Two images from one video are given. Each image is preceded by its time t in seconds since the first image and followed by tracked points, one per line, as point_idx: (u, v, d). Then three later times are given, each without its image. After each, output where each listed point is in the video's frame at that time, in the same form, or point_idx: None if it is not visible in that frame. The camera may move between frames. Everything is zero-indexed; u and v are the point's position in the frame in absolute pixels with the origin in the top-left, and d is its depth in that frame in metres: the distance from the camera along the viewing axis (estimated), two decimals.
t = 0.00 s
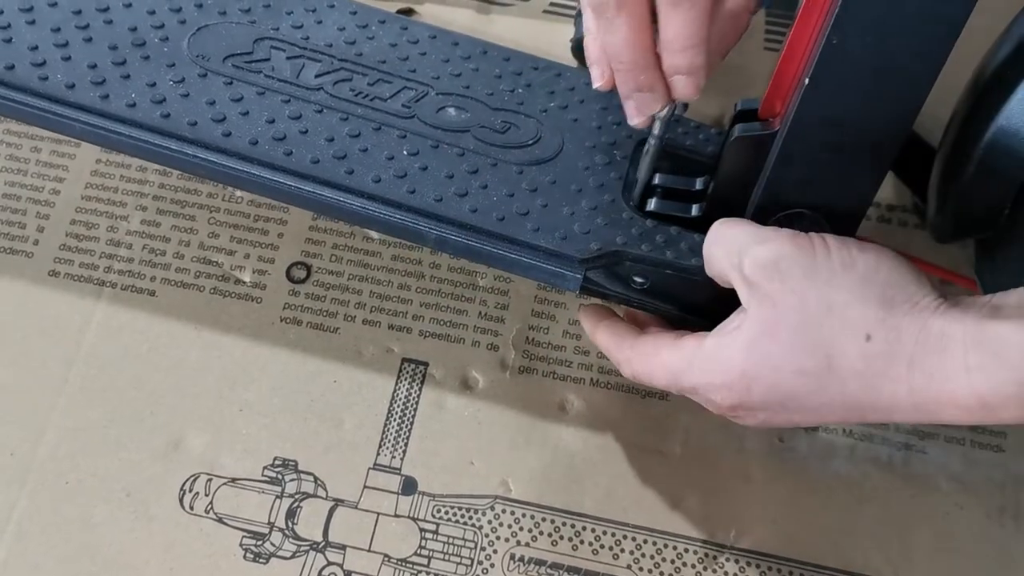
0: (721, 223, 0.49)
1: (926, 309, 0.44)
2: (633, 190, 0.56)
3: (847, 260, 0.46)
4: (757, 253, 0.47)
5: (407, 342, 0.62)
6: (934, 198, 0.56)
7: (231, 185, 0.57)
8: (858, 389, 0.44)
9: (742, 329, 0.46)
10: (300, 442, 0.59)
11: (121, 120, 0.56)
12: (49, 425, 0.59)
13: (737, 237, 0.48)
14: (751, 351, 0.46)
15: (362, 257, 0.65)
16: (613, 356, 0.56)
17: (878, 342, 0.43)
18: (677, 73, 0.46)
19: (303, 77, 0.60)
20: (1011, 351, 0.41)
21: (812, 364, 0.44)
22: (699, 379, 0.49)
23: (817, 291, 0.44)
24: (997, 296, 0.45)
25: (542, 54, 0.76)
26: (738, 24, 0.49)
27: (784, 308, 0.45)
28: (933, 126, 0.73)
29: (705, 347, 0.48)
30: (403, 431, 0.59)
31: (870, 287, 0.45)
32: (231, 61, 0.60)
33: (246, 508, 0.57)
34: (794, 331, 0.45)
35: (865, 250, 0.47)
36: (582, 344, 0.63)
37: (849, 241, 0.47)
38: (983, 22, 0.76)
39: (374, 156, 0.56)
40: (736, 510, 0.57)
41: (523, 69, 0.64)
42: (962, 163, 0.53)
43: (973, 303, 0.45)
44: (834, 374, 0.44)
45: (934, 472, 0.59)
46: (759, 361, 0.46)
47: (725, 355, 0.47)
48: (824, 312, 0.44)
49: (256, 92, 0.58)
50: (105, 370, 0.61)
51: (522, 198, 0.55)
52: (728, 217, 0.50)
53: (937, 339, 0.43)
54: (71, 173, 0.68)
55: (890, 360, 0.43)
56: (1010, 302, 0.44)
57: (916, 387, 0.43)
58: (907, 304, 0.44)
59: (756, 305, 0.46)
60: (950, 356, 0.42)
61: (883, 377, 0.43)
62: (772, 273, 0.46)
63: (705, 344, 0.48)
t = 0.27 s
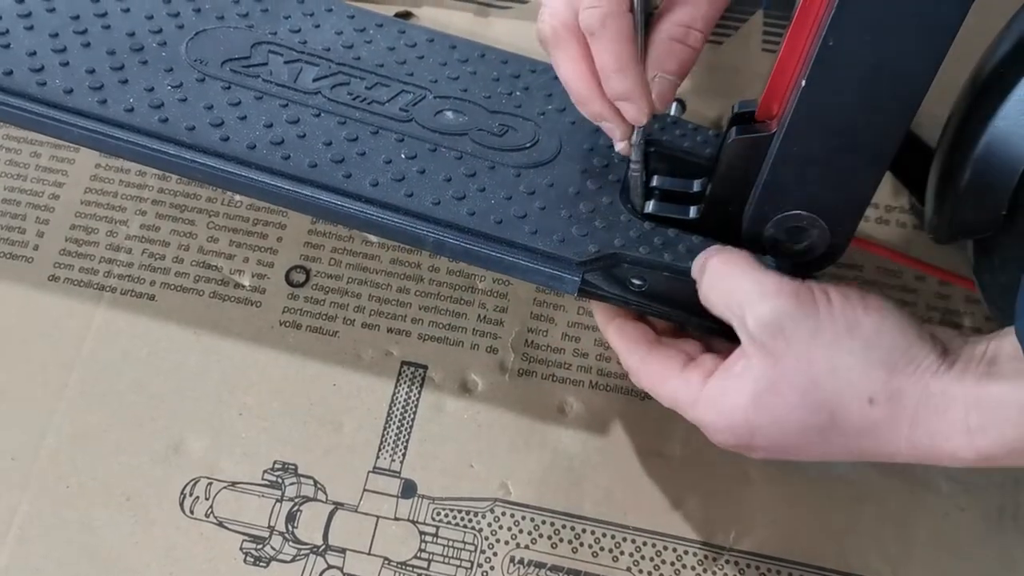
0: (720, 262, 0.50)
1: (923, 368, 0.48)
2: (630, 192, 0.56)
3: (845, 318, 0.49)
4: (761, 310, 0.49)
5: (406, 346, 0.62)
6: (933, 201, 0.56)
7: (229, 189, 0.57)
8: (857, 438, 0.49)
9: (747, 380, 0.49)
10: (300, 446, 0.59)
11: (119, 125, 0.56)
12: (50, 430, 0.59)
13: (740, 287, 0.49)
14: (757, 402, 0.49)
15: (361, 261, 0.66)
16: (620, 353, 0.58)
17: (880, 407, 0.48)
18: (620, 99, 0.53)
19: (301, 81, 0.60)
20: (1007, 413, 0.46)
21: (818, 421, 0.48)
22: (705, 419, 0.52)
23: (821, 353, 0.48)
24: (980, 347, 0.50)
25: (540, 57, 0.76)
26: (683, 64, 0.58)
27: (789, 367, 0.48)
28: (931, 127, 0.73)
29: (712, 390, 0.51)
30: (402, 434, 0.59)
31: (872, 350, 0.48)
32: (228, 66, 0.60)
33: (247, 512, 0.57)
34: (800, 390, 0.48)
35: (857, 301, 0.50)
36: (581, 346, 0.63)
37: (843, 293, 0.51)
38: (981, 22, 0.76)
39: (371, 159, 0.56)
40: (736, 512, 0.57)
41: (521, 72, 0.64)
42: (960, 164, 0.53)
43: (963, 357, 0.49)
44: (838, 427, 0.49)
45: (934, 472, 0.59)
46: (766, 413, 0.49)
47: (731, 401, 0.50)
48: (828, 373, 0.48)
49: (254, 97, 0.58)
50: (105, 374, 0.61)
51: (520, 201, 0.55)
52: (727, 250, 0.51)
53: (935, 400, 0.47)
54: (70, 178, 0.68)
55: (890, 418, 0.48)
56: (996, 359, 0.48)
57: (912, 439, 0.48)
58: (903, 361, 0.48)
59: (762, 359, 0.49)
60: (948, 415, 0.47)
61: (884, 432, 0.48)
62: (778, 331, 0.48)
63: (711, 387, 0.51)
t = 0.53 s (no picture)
0: (700, 308, 0.49)
1: (916, 395, 0.50)
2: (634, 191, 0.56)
3: (835, 356, 0.49)
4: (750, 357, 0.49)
5: (409, 346, 0.62)
6: (937, 199, 0.56)
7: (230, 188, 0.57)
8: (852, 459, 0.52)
9: (744, 414, 0.52)
10: (302, 445, 0.59)
11: (121, 124, 0.56)
12: (52, 430, 0.59)
13: (727, 331, 0.49)
14: (754, 434, 0.52)
15: (364, 260, 0.65)
16: (626, 365, 0.58)
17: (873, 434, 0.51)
18: (610, 109, 0.53)
19: (303, 79, 0.60)
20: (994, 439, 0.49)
21: (814, 451, 0.51)
22: (705, 444, 0.54)
23: (813, 394, 0.49)
24: (970, 362, 0.52)
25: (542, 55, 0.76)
26: (674, 71, 0.55)
27: (784, 406, 0.50)
28: (936, 125, 0.72)
29: (710, 419, 0.53)
30: (405, 434, 0.59)
31: (864, 383, 0.49)
32: (230, 65, 0.60)
33: (249, 512, 0.57)
34: (795, 427, 0.50)
35: (845, 331, 0.50)
36: (585, 346, 0.63)
37: (830, 322, 0.50)
38: (986, 20, 0.75)
39: (373, 158, 0.56)
40: (740, 512, 0.57)
41: (523, 70, 0.63)
42: (965, 162, 0.52)
43: (955, 376, 0.51)
44: (832, 454, 0.52)
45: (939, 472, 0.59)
46: (763, 444, 0.52)
47: (729, 431, 0.52)
48: (822, 409, 0.50)
49: (256, 95, 0.58)
50: (107, 374, 0.61)
51: (523, 200, 0.55)
52: (701, 288, 0.50)
53: (927, 425, 0.50)
54: (73, 178, 0.68)
55: (883, 443, 0.51)
56: (986, 378, 0.51)
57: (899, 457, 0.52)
58: (895, 389, 0.50)
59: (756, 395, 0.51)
60: (942, 438, 0.50)
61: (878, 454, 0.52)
62: (770, 377, 0.49)
63: (709, 415, 0.53)
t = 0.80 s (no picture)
0: (692, 308, 0.50)
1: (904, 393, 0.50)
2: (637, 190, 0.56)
3: (822, 353, 0.50)
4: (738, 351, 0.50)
5: (411, 345, 0.62)
6: (941, 198, 0.55)
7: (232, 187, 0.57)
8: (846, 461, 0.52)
9: (736, 413, 0.52)
10: (304, 445, 0.59)
11: (122, 122, 0.56)
12: (54, 430, 0.59)
13: (717, 330, 0.50)
14: (746, 434, 0.52)
15: (366, 259, 0.65)
16: (626, 362, 0.59)
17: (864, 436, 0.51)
18: (605, 96, 0.52)
19: (304, 78, 0.60)
20: (984, 441, 0.49)
21: (805, 451, 0.51)
22: (698, 446, 0.55)
23: (800, 393, 0.50)
24: (959, 365, 0.52)
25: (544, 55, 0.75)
26: (670, 57, 0.54)
27: (773, 404, 0.50)
28: (940, 124, 0.72)
29: (703, 421, 0.54)
30: (407, 434, 0.59)
31: (852, 382, 0.50)
32: (232, 63, 0.59)
33: (251, 512, 0.57)
34: (784, 426, 0.51)
35: (836, 330, 0.50)
36: (587, 345, 0.63)
37: (822, 323, 0.51)
38: (990, 19, 0.75)
39: (375, 157, 0.56)
40: (743, 512, 0.57)
41: (526, 69, 0.63)
42: (969, 161, 0.52)
43: (943, 377, 0.51)
44: (824, 456, 0.52)
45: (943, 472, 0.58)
46: (755, 445, 0.52)
47: (722, 432, 0.53)
48: (811, 408, 0.50)
49: (257, 94, 0.58)
50: (109, 374, 0.61)
51: (525, 198, 0.54)
52: (693, 289, 0.51)
53: (916, 425, 0.50)
54: (75, 177, 0.68)
55: (873, 442, 0.51)
56: (975, 380, 0.51)
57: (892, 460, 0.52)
58: (884, 388, 0.50)
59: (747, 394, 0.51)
60: (931, 438, 0.50)
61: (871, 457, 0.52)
62: (760, 374, 0.50)
63: (702, 418, 0.54)
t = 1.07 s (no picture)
0: (695, 305, 0.51)
1: (902, 396, 0.50)
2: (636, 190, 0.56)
3: (822, 353, 0.50)
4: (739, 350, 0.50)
5: (409, 345, 0.62)
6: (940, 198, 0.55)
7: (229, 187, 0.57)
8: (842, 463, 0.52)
9: (732, 413, 0.52)
10: (302, 446, 0.58)
11: (119, 122, 0.56)
12: (51, 431, 0.59)
13: (718, 327, 0.50)
14: (741, 434, 0.52)
15: (364, 260, 0.65)
16: (624, 363, 0.59)
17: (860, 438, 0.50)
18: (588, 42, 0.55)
19: (302, 78, 0.59)
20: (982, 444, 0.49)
21: (800, 453, 0.51)
22: (694, 447, 0.54)
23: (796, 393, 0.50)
24: (957, 369, 0.52)
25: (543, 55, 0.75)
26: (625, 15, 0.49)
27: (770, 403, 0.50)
28: (939, 124, 0.72)
29: (700, 421, 0.54)
30: (405, 435, 0.59)
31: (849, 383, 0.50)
32: (229, 63, 0.59)
33: (249, 514, 0.56)
34: (780, 425, 0.50)
35: (838, 331, 0.50)
36: (586, 346, 0.62)
37: (823, 324, 0.51)
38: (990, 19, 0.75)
39: (373, 157, 0.55)
40: (742, 513, 0.57)
41: (524, 68, 0.63)
42: (969, 161, 0.52)
43: (941, 382, 0.51)
44: (818, 459, 0.51)
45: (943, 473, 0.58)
46: (750, 445, 0.52)
47: (718, 432, 0.53)
48: (807, 408, 0.50)
49: (255, 94, 0.58)
50: (106, 374, 0.60)
51: (523, 199, 0.54)
52: (697, 288, 0.51)
53: (912, 429, 0.50)
54: (72, 177, 0.68)
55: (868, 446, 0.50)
56: (972, 385, 0.51)
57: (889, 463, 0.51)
58: (881, 391, 0.50)
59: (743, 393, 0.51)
60: (926, 442, 0.50)
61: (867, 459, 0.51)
62: (758, 373, 0.50)
63: (699, 418, 0.54)
